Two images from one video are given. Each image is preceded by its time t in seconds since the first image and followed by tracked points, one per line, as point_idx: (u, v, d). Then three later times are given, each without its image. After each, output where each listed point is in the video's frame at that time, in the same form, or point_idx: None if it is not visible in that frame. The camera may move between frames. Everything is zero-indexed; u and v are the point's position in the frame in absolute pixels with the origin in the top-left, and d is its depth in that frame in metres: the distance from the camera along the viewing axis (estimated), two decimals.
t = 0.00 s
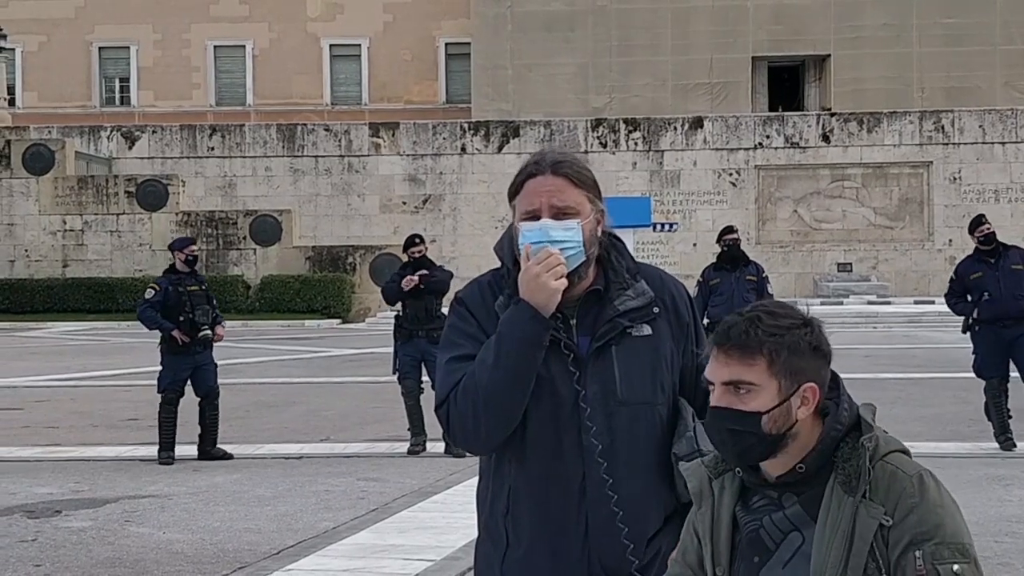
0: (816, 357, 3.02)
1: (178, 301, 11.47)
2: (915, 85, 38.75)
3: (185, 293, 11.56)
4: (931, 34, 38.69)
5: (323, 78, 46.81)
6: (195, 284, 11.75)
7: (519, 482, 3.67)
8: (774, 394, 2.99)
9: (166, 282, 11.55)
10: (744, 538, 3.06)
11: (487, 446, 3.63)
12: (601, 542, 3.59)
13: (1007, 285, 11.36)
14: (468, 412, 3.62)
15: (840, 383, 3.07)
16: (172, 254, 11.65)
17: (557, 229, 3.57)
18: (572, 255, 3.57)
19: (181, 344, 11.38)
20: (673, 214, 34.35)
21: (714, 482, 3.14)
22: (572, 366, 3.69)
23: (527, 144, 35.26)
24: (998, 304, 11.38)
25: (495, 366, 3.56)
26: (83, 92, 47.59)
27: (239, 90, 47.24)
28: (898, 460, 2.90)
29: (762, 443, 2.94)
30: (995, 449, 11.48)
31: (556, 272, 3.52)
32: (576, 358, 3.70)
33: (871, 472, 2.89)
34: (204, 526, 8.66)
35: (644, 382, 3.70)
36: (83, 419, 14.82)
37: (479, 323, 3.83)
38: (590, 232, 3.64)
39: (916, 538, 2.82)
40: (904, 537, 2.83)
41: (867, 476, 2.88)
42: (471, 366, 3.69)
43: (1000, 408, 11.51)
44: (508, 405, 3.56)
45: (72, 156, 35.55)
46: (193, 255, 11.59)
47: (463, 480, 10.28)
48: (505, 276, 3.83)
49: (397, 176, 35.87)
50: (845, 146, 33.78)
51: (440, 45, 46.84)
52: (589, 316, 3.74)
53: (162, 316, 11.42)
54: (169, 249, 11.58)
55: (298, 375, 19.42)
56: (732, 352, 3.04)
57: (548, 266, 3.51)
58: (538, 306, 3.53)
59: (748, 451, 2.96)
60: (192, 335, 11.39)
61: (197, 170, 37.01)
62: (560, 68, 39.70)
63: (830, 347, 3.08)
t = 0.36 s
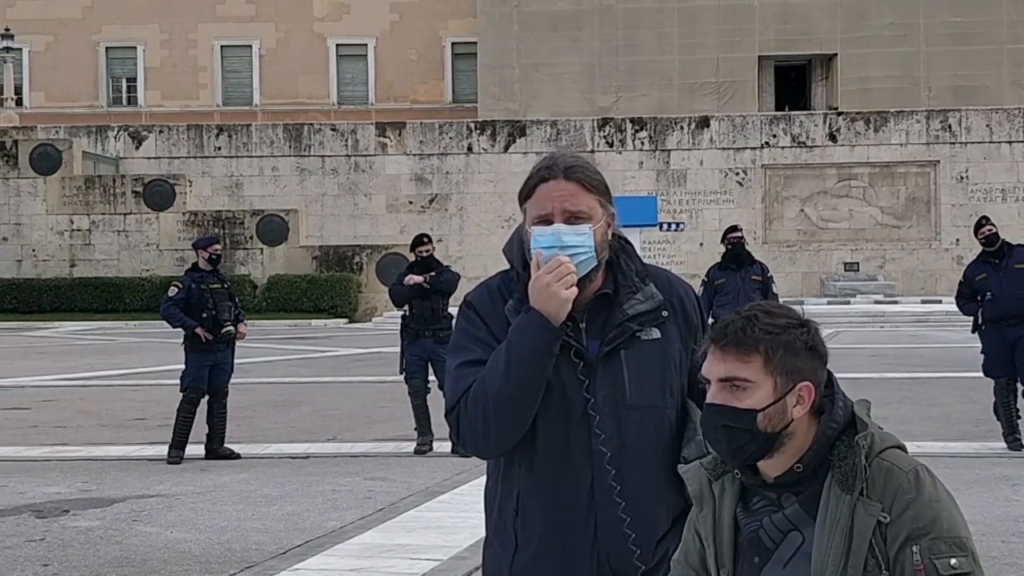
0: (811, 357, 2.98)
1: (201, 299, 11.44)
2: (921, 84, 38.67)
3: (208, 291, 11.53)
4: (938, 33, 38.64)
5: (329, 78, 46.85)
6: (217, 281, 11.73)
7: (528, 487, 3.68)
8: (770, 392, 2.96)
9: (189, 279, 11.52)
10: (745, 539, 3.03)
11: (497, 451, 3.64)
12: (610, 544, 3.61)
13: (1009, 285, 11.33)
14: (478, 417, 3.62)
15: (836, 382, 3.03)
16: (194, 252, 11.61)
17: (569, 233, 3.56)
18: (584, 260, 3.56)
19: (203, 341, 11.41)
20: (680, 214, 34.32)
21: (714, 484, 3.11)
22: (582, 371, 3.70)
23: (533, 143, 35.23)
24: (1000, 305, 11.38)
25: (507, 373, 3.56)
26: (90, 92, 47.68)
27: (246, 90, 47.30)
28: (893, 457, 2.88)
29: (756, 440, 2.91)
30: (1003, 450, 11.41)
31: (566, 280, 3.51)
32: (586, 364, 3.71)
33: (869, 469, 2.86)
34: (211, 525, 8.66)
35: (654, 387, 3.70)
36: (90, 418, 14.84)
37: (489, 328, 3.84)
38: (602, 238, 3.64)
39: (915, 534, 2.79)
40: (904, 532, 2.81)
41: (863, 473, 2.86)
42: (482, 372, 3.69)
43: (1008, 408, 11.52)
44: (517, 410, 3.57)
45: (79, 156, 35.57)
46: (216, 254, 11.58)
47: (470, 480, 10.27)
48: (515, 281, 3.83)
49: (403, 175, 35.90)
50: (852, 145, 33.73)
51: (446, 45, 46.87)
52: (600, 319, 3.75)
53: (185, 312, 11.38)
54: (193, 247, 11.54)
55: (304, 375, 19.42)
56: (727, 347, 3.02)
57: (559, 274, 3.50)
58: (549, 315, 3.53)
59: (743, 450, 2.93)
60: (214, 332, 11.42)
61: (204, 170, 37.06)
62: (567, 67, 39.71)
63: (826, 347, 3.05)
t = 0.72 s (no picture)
0: (845, 349, 3.07)
1: (209, 297, 11.42)
2: (917, 84, 38.69)
3: (215, 290, 11.52)
4: (933, 33, 38.66)
5: (326, 77, 46.83)
6: (221, 281, 11.72)
7: (527, 476, 3.66)
8: (802, 379, 3.03)
9: (195, 277, 11.49)
10: (763, 531, 3.03)
11: (495, 438, 3.62)
12: (608, 536, 3.59)
13: (1003, 286, 11.35)
14: (480, 403, 3.60)
15: (863, 379, 3.11)
16: (199, 251, 11.58)
17: (581, 216, 3.56)
18: (590, 247, 3.57)
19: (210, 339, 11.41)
20: (676, 214, 34.32)
21: (732, 476, 3.12)
22: (583, 361, 3.69)
23: (530, 143, 35.12)
24: (994, 305, 11.41)
25: (510, 355, 3.54)
26: (86, 92, 47.65)
27: (241, 89, 47.29)
28: (920, 456, 2.92)
29: (786, 426, 2.98)
30: (1000, 450, 11.42)
31: (571, 264, 3.52)
32: (587, 352, 3.69)
33: (895, 466, 2.90)
34: (206, 525, 8.65)
35: (654, 379, 3.70)
36: (85, 418, 14.83)
37: (490, 317, 3.83)
38: (607, 226, 3.66)
39: (942, 531, 2.81)
40: (929, 530, 2.83)
41: (891, 469, 2.89)
42: (483, 358, 3.67)
43: (1003, 408, 11.53)
44: (519, 395, 3.55)
45: (74, 156, 35.59)
46: (222, 254, 11.57)
47: (466, 480, 10.27)
48: (516, 271, 3.83)
49: (399, 175, 35.87)
50: (848, 145, 33.76)
51: (442, 44, 46.81)
52: (599, 310, 3.74)
53: (192, 311, 11.36)
54: (200, 246, 11.50)
55: (301, 374, 19.41)
56: (763, 331, 3.08)
57: (563, 258, 3.51)
58: (553, 298, 3.53)
59: (773, 436, 2.99)
60: (221, 331, 11.44)
61: (200, 169, 37.03)
62: (563, 67, 39.71)
63: (860, 343, 3.14)
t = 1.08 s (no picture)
0: (900, 355, 3.13)
1: (208, 301, 11.42)
2: (908, 87, 38.79)
3: (212, 294, 11.51)
4: (924, 37, 38.73)
5: (317, 81, 46.78)
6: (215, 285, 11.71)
7: (526, 481, 3.64)
8: (853, 379, 3.09)
9: (192, 281, 11.45)
10: (798, 530, 3.05)
11: (498, 443, 3.61)
12: (610, 541, 3.59)
13: (997, 289, 11.38)
14: (482, 407, 3.59)
15: (912, 390, 3.16)
16: (195, 255, 11.54)
17: (578, 223, 3.58)
18: (591, 252, 3.58)
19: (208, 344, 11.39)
20: (668, 217, 34.36)
21: (766, 471, 3.13)
22: (584, 365, 3.69)
23: (522, 147, 35.16)
24: (988, 308, 11.44)
25: (514, 358, 3.53)
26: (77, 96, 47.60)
27: (233, 93, 47.25)
28: (968, 469, 2.94)
29: (833, 423, 3.03)
30: (992, 453, 11.47)
31: (575, 267, 3.52)
32: (588, 358, 3.69)
33: (945, 477, 2.93)
34: (198, 530, 8.64)
35: (654, 384, 3.70)
36: (77, 423, 14.80)
37: (490, 321, 3.82)
38: (607, 231, 3.67)
39: (996, 548, 2.86)
40: (976, 542, 2.88)
41: (942, 478, 2.93)
42: (486, 361, 3.66)
43: (996, 411, 11.57)
44: (521, 398, 3.54)
45: (66, 160, 35.63)
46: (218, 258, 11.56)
47: (458, 485, 10.26)
48: (517, 275, 3.84)
49: (391, 179, 35.85)
50: (839, 148, 33.83)
51: (434, 48, 46.76)
52: (600, 316, 3.75)
53: (191, 314, 11.32)
54: (196, 250, 11.46)
55: (294, 379, 19.39)
56: (819, 326, 3.14)
57: (568, 260, 3.51)
58: (556, 300, 3.52)
59: (819, 432, 3.03)
60: (219, 336, 11.44)
61: (191, 174, 36.97)
62: (556, 71, 39.74)
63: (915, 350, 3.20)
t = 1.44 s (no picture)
0: (944, 373, 3.15)
1: (201, 308, 11.42)
2: (901, 93, 38.87)
3: (205, 301, 11.52)
4: (917, 42, 38.81)
5: (312, 87, 46.83)
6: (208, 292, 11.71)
7: (522, 488, 3.64)
8: (895, 395, 3.12)
9: (185, 288, 11.46)
10: (822, 542, 3.09)
11: (494, 450, 3.60)
12: (607, 545, 3.59)
13: (995, 295, 11.41)
14: (479, 415, 3.59)
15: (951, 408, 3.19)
16: (187, 261, 11.54)
17: (570, 231, 3.60)
18: (583, 258, 3.59)
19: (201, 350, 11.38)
20: (662, 223, 34.39)
21: (794, 478, 3.17)
22: (581, 371, 3.69)
23: (516, 152, 35.13)
24: (986, 314, 11.44)
25: (509, 365, 3.54)
26: (71, 103, 47.61)
27: (228, 100, 47.25)
28: (1006, 497, 2.99)
29: (869, 439, 3.06)
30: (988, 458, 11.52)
31: (568, 274, 3.53)
32: (584, 366, 3.70)
33: (982, 500, 2.97)
34: (192, 538, 8.61)
35: (650, 390, 3.70)
36: (70, 430, 14.75)
37: (486, 328, 3.82)
38: (599, 238, 3.67)
39: None
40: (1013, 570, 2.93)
41: (980, 502, 2.97)
42: (481, 368, 3.66)
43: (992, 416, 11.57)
44: (517, 405, 3.54)
45: (60, 167, 35.51)
46: (210, 264, 11.55)
47: (453, 491, 10.24)
48: (510, 282, 3.85)
49: (385, 185, 35.84)
50: (833, 154, 33.85)
51: (429, 54, 46.77)
52: (594, 323, 3.75)
53: (183, 320, 11.32)
54: (188, 257, 11.45)
55: (289, 385, 19.38)
56: (863, 337, 3.17)
57: (561, 268, 3.52)
58: (551, 308, 3.53)
59: (853, 446, 3.06)
60: (212, 342, 11.43)
61: (185, 180, 36.96)
62: (550, 76, 39.79)
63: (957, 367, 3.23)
